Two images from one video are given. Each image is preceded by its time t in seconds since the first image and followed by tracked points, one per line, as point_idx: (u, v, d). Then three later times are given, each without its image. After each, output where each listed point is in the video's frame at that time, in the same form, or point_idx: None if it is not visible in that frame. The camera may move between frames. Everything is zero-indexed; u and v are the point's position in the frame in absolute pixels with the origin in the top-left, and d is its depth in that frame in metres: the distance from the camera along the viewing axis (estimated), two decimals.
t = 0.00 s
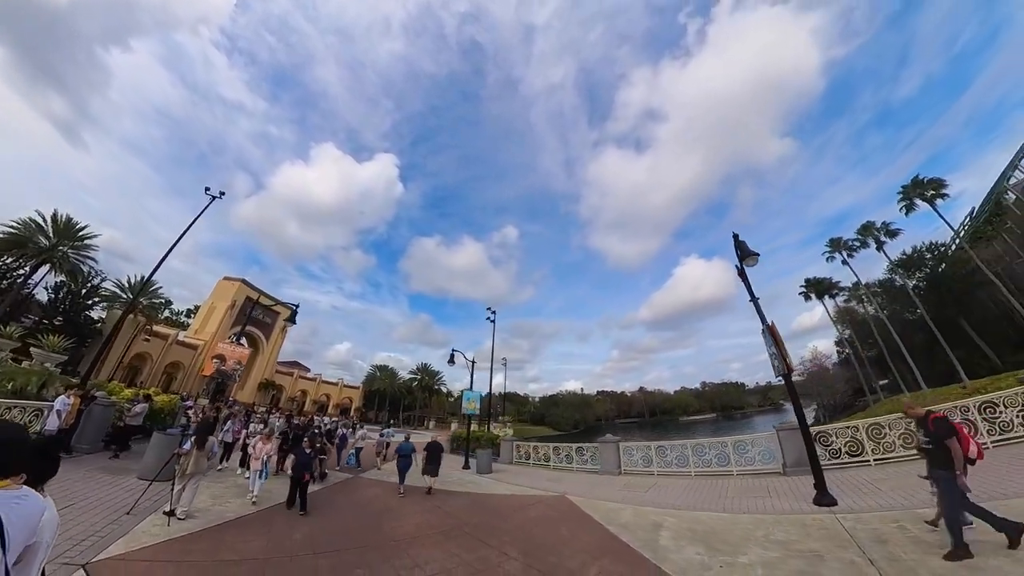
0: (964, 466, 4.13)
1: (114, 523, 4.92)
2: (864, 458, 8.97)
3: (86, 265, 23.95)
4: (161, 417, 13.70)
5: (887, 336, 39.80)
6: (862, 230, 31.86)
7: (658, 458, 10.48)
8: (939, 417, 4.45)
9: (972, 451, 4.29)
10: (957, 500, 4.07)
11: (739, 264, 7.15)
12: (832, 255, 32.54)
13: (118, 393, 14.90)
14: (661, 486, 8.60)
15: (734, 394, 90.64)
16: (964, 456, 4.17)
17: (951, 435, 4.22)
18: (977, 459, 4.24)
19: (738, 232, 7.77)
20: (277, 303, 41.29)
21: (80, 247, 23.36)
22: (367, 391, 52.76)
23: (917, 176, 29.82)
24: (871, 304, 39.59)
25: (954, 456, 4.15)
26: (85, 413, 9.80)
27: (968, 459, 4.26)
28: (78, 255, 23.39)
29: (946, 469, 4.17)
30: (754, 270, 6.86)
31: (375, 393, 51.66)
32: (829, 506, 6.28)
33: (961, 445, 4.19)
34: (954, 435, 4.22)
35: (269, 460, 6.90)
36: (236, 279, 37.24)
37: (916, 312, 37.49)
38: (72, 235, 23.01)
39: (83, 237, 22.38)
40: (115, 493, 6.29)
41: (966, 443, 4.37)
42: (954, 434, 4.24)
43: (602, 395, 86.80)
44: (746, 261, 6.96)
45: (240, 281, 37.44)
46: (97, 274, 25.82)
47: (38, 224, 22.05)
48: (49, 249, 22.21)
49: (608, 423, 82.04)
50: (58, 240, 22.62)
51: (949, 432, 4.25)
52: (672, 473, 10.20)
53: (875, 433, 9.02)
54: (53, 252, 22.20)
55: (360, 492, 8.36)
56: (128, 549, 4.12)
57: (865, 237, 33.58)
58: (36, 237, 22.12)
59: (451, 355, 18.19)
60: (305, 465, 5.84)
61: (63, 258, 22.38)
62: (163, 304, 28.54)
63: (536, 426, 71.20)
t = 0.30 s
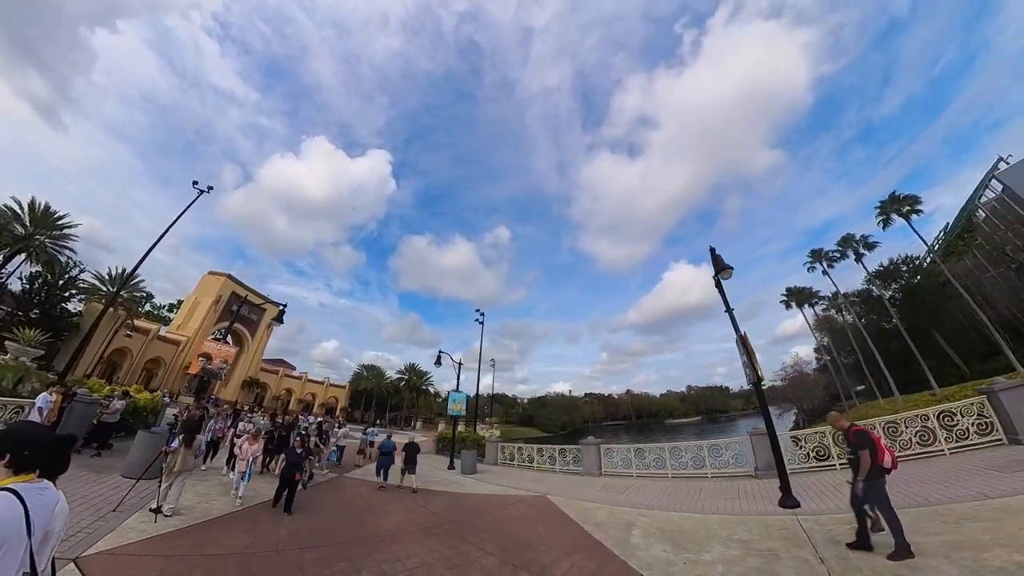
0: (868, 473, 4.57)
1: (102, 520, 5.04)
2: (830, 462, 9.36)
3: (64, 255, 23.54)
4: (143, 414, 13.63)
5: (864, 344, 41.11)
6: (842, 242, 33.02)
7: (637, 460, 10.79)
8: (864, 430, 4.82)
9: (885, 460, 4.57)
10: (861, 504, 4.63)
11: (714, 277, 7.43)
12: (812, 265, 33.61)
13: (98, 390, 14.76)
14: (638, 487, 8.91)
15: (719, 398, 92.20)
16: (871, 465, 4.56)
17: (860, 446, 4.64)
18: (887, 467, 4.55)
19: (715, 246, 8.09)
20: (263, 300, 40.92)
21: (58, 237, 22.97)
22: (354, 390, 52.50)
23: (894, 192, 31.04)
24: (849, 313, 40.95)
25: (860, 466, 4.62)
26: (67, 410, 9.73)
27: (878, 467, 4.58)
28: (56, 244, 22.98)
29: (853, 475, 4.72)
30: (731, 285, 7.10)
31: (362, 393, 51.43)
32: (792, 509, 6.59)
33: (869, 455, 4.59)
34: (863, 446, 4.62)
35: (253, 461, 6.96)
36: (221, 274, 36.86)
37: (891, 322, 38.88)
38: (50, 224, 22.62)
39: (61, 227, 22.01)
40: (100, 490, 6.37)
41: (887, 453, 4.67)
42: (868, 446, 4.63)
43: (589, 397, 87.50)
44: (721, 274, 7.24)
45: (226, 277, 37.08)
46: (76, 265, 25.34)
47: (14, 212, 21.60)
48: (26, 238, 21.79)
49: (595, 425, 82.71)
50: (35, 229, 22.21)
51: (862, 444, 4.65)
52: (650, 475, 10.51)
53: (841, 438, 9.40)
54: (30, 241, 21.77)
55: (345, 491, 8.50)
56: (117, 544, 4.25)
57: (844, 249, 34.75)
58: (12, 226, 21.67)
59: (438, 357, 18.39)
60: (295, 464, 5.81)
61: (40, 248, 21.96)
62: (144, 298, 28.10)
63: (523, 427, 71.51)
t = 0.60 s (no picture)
0: (797, 480, 4.81)
1: (88, 514, 5.15)
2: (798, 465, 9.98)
3: (41, 244, 23.09)
4: (122, 411, 13.54)
5: (841, 351, 42.40)
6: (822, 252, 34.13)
7: (616, 461, 11.13)
8: (793, 439, 5.08)
9: (811, 469, 4.84)
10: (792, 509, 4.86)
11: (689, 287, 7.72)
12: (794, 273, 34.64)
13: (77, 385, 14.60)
14: (615, 487, 9.22)
15: (704, 401, 93.68)
16: (800, 474, 4.79)
17: (791, 454, 4.89)
18: (813, 476, 4.80)
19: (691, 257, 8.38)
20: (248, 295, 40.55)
21: (35, 225, 22.59)
22: (340, 389, 52.18)
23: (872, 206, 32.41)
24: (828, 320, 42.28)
25: (790, 473, 4.85)
26: (46, 406, 9.66)
27: (806, 475, 4.84)
28: (33, 233, 22.60)
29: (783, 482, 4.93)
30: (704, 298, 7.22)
31: (348, 392, 51.12)
32: (759, 509, 6.78)
33: (798, 463, 4.83)
34: (792, 454, 4.87)
35: (236, 460, 6.98)
36: (206, 268, 36.60)
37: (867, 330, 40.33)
38: (27, 212, 22.22)
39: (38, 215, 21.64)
40: (84, 486, 6.44)
41: (812, 462, 4.93)
42: (796, 456, 4.87)
43: (577, 399, 88.16)
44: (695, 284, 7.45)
45: (211, 270, 36.84)
46: (53, 255, 24.85)
47: None
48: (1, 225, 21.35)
49: (582, 426, 83.33)
50: (11, 217, 21.81)
51: (792, 453, 4.91)
52: (628, 475, 10.85)
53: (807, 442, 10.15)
54: (5, 229, 21.35)
55: (329, 488, 8.64)
56: (104, 537, 4.40)
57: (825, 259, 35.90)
58: None
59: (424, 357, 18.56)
60: (281, 464, 5.91)
61: (16, 236, 21.55)
62: (124, 291, 27.63)
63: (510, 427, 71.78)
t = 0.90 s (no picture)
0: (740, 480, 5.11)
1: (71, 509, 5.23)
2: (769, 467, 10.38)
3: (17, 233, 22.58)
4: (102, 406, 13.43)
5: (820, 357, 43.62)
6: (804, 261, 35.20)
7: (596, 462, 11.43)
8: (733, 443, 5.43)
9: (749, 469, 5.18)
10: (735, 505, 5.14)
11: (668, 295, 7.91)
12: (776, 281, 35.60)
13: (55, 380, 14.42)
14: (594, 486, 9.49)
15: (689, 404, 95.10)
16: (741, 474, 5.10)
17: (732, 458, 5.19)
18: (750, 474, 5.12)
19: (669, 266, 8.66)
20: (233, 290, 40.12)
21: (12, 213, 22.14)
22: (326, 387, 51.83)
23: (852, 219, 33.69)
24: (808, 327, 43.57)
25: (731, 476, 5.14)
26: (25, 400, 9.61)
27: (745, 477, 5.15)
28: (9, 221, 22.14)
29: (725, 482, 5.17)
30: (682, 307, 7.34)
31: (334, 390, 50.80)
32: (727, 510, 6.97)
33: (737, 464, 5.15)
34: (734, 456, 5.20)
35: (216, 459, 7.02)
36: (190, 260, 36.23)
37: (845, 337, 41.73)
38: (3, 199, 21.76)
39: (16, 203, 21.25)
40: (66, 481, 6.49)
41: (750, 463, 5.29)
42: (738, 456, 5.20)
43: (564, 400, 88.81)
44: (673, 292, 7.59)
45: (194, 263, 36.46)
46: (30, 244, 24.30)
47: None
48: None
49: (569, 427, 83.97)
50: None
51: (732, 455, 5.23)
52: (607, 476, 11.14)
53: (779, 446, 10.55)
54: None
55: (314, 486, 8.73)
56: (89, 531, 4.51)
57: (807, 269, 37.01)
58: None
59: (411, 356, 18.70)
60: (265, 463, 5.99)
61: None
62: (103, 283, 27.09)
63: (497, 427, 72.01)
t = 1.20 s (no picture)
0: (680, 486, 5.39)
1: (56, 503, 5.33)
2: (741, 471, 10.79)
3: None
4: (80, 402, 13.31)
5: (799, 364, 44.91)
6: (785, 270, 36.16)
7: (576, 463, 11.74)
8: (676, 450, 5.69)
9: (688, 476, 5.44)
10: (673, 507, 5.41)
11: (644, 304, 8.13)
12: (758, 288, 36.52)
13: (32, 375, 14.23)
14: (572, 487, 9.79)
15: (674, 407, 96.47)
16: (679, 480, 5.38)
17: (672, 465, 5.45)
18: (690, 481, 5.37)
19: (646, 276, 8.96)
20: (217, 284, 39.66)
21: None
22: (311, 386, 51.42)
23: (831, 232, 34.76)
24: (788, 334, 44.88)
25: (672, 482, 5.41)
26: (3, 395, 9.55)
27: (685, 482, 5.42)
28: None
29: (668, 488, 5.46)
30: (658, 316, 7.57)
31: (319, 389, 50.41)
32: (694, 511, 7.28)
33: (678, 472, 5.40)
34: (674, 465, 5.43)
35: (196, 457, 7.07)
36: (173, 254, 35.78)
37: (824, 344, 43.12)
38: None
39: None
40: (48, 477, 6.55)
41: (690, 469, 5.52)
42: (678, 463, 5.45)
43: (552, 401, 89.29)
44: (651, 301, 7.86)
45: (177, 257, 35.98)
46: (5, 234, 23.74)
47: None
48: None
49: (556, 429, 84.48)
50: None
51: (673, 462, 5.49)
52: (586, 476, 11.45)
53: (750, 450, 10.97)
54: None
55: (297, 484, 8.85)
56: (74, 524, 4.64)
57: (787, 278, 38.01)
58: None
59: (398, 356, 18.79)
60: (250, 461, 6.09)
61: None
62: (81, 274, 26.56)
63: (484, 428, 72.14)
